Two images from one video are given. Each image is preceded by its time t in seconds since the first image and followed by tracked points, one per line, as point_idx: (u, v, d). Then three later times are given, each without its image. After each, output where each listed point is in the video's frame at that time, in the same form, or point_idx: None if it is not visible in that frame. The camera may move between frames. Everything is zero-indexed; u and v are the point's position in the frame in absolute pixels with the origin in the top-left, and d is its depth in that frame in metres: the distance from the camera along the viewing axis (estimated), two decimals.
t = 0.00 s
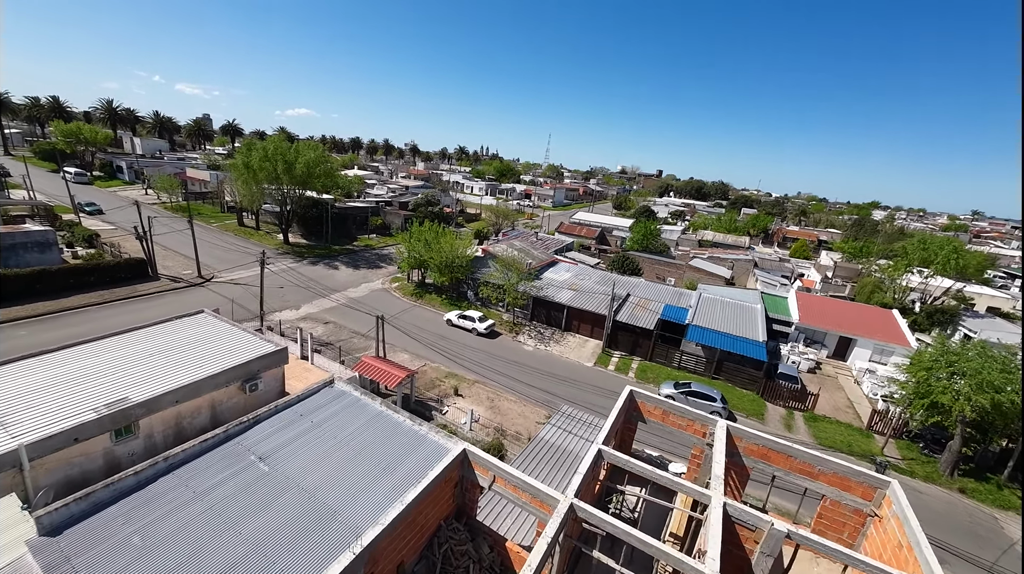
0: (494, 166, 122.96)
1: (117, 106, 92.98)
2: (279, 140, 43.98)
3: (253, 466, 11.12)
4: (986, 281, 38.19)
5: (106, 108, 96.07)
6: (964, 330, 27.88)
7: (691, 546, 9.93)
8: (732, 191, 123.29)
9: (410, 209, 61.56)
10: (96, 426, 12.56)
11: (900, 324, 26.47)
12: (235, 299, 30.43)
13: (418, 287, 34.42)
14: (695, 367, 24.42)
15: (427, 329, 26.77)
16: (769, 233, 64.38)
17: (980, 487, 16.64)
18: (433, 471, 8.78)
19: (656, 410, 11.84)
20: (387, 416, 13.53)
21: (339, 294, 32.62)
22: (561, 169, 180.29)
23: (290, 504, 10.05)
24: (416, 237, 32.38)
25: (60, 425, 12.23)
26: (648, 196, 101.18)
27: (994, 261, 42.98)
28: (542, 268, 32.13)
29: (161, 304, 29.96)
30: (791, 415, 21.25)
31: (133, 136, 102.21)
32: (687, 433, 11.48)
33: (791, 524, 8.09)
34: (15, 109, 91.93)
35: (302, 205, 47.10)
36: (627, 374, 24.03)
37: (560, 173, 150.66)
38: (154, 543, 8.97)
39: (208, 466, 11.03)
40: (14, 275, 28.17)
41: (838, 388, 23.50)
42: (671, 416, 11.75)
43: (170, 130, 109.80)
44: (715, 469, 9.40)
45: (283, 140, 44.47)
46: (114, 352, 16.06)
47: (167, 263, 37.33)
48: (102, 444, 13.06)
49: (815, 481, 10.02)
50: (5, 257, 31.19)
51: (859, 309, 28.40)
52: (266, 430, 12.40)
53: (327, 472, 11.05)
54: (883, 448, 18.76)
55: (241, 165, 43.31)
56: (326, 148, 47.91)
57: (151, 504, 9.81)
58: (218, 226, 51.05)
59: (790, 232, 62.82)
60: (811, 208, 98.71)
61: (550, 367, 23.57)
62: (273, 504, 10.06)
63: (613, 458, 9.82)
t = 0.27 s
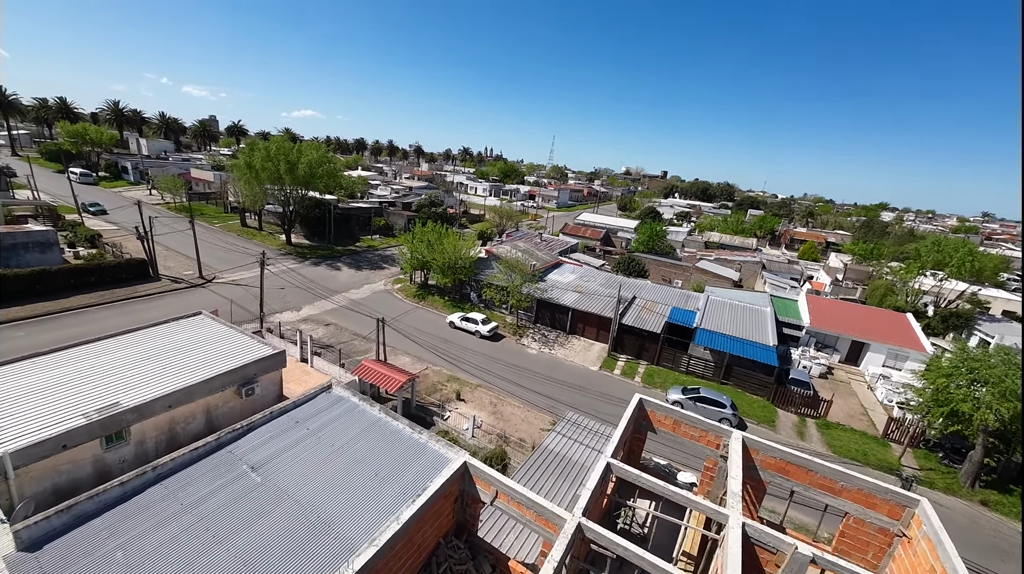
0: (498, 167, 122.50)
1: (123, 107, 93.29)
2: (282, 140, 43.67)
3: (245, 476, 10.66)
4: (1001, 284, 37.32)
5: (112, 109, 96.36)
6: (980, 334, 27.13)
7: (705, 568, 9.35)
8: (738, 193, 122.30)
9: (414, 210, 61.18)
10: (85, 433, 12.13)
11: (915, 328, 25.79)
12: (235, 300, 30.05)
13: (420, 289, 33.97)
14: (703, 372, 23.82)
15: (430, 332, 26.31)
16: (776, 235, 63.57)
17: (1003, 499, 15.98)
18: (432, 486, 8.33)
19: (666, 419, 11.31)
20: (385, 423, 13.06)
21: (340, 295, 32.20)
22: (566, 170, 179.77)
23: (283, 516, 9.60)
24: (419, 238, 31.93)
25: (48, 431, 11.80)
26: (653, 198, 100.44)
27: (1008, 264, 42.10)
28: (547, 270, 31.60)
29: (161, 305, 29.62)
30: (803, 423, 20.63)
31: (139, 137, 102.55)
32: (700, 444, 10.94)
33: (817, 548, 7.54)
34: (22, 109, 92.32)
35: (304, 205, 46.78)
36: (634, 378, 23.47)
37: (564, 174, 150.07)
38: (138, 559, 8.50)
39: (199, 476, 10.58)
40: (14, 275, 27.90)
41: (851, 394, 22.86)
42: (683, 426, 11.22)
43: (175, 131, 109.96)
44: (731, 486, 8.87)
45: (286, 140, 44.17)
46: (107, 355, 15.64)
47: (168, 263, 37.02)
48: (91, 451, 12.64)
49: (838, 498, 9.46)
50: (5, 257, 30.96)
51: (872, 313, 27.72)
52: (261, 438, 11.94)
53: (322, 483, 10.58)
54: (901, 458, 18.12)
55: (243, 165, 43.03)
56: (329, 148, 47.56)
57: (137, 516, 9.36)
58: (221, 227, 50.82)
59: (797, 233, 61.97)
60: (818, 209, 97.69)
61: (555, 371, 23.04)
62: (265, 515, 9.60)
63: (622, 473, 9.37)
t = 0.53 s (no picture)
0: (503, 169, 122.26)
1: (131, 110, 94.05)
2: (286, 141, 43.50)
3: (239, 486, 10.22)
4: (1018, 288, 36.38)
5: (121, 112, 97.15)
6: (1000, 339, 26.31)
7: None
8: (745, 194, 121.21)
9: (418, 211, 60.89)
10: (77, 440, 11.77)
11: (932, 332, 25.09)
12: (238, 302, 29.78)
13: (424, 291, 33.59)
14: (713, 378, 23.24)
15: (433, 335, 25.89)
16: (785, 237, 62.68)
17: None
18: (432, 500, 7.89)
19: (678, 429, 10.80)
20: (386, 431, 12.58)
21: (343, 297, 31.88)
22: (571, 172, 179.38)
23: (277, 530, 9.14)
24: (423, 240, 31.56)
25: (38, 438, 11.44)
26: (659, 199, 99.69)
27: None
28: (552, 272, 31.11)
29: (164, 306, 29.40)
30: (817, 430, 20.04)
31: (147, 139, 103.30)
32: (714, 456, 10.43)
33: None
34: (33, 113, 93.26)
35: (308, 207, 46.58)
36: (642, 383, 22.94)
37: (569, 176, 149.59)
38: None
39: (191, 486, 10.16)
40: (17, 276, 27.79)
41: (867, 401, 22.18)
42: (697, 437, 10.69)
43: (183, 134, 110.67)
44: (751, 503, 8.35)
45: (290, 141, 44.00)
46: (104, 358, 15.29)
47: (172, 265, 36.85)
48: (84, 458, 12.30)
49: (863, 516, 8.90)
50: (10, 258, 30.90)
51: (887, 316, 27.04)
52: (257, 446, 11.49)
53: (319, 494, 10.13)
54: (922, 468, 17.47)
55: (247, 166, 42.90)
56: (333, 149, 47.36)
57: (126, 529, 8.95)
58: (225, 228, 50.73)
59: (806, 235, 61.05)
60: (827, 211, 96.51)
61: (560, 376, 22.54)
62: (260, 530, 9.14)
63: (632, 488, 8.87)
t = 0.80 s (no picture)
0: (509, 172, 122.09)
1: (141, 115, 94.97)
2: (292, 145, 43.45)
3: (232, 499, 9.77)
4: None
5: (132, 117, 98.09)
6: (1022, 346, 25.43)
7: None
8: (753, 197, 120.07)
9: (424, 215, 60.66)
10: (68, 448, 11.36)
11: (952, 339, 24.39)
12: (241, 305, 29.50)
13: (429, 295, 33.21)
14: (724, 385, 22.58)
15: (437, 340, 25.46)
16: (795, 240, 61.76)
17: None
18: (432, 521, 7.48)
19: (692, 442, 10.26)
20: (386, 441, 12.04)
21: (348, 301, 31.57)
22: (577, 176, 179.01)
23: (269, 548, 8.67)
24: (428, 243, 31.21)
25: (28, 446, 11.05)
26: (666, 203, 98.95)
27: None
28: (558, 275, 30.60)
29: (168, 309, 29.19)
30: (834, 441, 19.37)
31: (156, 143, 104.18)
32: (732, 471, 9.86)
33: None
34: (46, 118, 94.43)
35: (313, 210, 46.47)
36: (651, 390, 22.36)
37: (575, 179, 149.19)
38: None
39: (183, 498, 9.73)
40: (22, 279, 27.66)
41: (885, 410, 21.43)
42: (712, 450, 10.12)
43: (192, 138, 111.57)
44: (775, 526, 7.80)
45: (295, 144, 43.94)
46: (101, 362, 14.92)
47: (177, 267, 36.73)
48: (76, 467, 11.88)
49: (896, 540, 8.30)
50: (16, 261, 30.83)
51: (905, 322, 26.34)
52: (252, 456, 11.02)
53: (315, 509, 9.65)
54: (947, 482, 16.75)
55: (253, 170, 42.87)
56: (339, 153, 47.31)
57: (112, 545, 8.54)
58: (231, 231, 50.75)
59: (817, 239, 60.09)
60: (837, 214, 95.23)
61: (567, 382, 22.00)
62: (249, 548, 8.64)
63: (645, 507, 8.36)
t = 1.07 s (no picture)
0: (513, 175, 121.81)
1: (148, 127, 95.70)
2: (294, 152, 43.31)
3: (229, 518, 9.31)
4: None
5: (139, 128, 98.84)
6: None
7: None
8: (759, 196, 118.89)
9: (428, 219, 60.37)
10: (61, 465, 10.91)
11: (974, 336, 23.69)
12: (245, 314, 29.20)
13: (433, 299, 32.80)
14: (738, 388, 21.91)
15: (443, 346, 25.02)
16: (804, 238, 60.84)
17: None
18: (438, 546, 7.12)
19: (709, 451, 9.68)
20: (389, 454, 11.56)
21: (352, 307, 31.22)
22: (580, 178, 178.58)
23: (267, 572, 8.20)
24: (431, 247, 30.83)
25: (20, 464, 10.61)
26: (671, 202, 98.19)
27: None
28: (565, 278, 30.07)
29: (171, 319, 28.94)
30: (855, 445, 18.68)
31: (163, 154, 104.92)
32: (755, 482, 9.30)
33: None
34: (54, 131, 95.33)
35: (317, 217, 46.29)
36: (662, 394, 21.74)
37: (578, 181, 148.64)
38: None
39: (178, 518, 9.27)
40: (25, 291, 27.47)
41: (907, 411, 20.72)
42: (734, 461, 9.58)
43: (198, 148, 112.25)
44: (809, 545, 7.16)
45: (297, 151, 43.81)
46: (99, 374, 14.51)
47: (181, 276, 36.56)
48: (70, 485, 11.43)
49: (939, 557, 7.82)
50: (20, 273, 30.70)
51: (924, 319, 25.67)
52: (250, 472, 10.57)
53: (315, 528, 9.18)
54: (977, 486, 16.09)
55: (256, 177, 42.75)
56: (341, 158, 47.14)
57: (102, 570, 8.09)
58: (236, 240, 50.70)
59: (826, 236, 59.12)
60: (846, 211, 93.95)
61: (576, 388, 21.45)
62: (245, 572, 8.17)
63: (666, 527, 7.82)
